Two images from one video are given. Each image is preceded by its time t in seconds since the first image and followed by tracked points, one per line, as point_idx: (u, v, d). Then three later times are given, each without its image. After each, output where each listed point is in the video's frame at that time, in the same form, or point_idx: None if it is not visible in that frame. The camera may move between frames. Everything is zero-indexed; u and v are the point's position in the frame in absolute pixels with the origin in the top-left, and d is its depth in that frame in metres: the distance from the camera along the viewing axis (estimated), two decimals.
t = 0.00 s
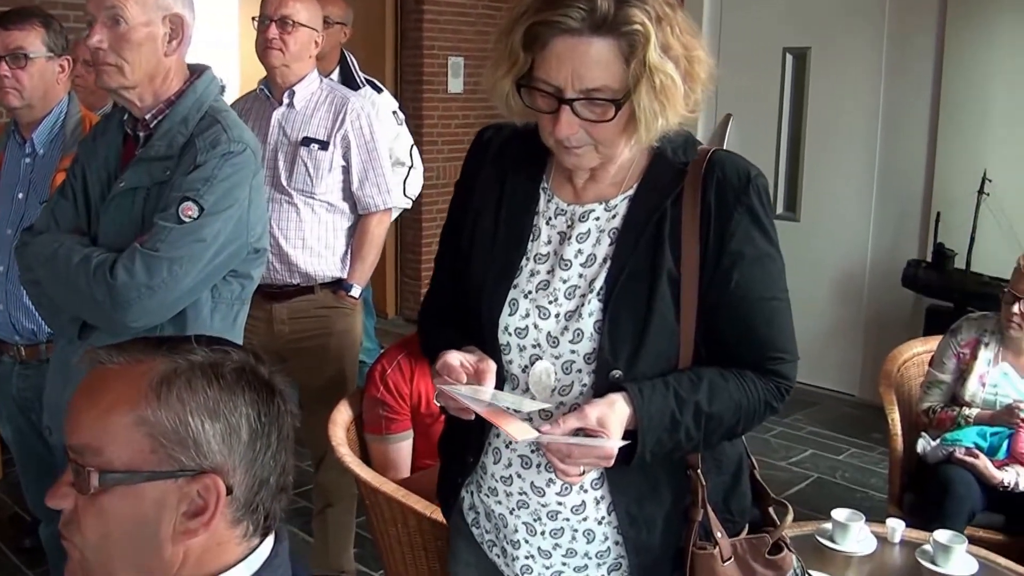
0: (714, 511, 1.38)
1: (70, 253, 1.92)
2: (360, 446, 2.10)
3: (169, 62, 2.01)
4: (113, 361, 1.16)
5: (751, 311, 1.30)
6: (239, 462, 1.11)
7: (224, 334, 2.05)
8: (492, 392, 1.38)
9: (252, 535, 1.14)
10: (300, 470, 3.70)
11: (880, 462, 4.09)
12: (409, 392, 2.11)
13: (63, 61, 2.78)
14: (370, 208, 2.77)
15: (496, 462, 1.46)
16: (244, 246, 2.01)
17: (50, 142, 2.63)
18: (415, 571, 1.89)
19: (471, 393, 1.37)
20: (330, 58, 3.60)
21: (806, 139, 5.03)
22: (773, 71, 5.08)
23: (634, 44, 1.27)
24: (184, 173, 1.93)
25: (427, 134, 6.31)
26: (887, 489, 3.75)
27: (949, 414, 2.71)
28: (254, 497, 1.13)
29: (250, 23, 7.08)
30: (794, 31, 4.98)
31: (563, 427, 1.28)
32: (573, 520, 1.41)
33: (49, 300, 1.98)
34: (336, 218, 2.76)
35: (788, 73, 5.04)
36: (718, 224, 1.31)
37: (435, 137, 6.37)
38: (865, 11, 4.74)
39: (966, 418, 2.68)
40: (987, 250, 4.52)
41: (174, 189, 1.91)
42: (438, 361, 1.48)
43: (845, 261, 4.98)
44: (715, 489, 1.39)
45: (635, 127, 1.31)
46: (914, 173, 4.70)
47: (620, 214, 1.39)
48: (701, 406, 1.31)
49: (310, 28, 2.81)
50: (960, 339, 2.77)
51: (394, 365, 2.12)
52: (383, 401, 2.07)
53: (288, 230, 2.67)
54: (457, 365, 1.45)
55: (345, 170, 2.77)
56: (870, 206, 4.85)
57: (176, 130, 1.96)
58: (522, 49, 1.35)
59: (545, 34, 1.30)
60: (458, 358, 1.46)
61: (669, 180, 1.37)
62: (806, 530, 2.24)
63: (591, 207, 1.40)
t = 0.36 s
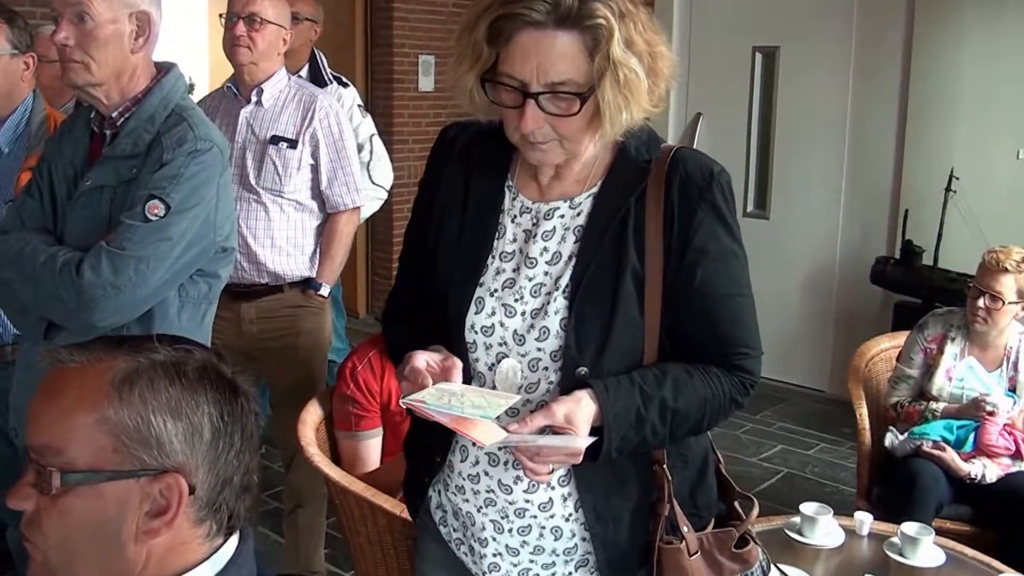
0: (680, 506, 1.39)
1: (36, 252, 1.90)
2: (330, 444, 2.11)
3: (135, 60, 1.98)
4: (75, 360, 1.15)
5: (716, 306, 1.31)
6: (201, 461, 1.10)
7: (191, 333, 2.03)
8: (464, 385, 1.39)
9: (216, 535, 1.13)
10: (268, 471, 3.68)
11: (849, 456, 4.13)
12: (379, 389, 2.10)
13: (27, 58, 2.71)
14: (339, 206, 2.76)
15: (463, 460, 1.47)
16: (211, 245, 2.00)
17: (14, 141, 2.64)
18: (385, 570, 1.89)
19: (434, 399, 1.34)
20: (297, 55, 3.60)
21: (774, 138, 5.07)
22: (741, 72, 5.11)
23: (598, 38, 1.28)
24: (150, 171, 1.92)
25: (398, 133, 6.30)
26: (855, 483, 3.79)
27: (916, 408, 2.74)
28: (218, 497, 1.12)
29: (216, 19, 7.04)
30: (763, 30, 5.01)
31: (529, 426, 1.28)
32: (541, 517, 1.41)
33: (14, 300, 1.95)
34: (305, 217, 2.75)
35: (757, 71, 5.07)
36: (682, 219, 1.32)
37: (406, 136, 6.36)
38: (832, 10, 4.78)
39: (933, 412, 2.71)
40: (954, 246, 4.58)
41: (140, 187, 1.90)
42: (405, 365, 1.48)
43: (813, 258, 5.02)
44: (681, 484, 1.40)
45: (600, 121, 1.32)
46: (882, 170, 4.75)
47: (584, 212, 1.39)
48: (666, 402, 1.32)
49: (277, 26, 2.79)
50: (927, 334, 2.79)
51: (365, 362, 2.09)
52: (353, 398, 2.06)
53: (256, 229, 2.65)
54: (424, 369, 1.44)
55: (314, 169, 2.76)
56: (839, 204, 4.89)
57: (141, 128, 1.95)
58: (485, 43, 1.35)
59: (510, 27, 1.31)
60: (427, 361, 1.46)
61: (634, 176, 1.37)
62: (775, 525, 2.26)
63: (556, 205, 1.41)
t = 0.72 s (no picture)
0: (646, 501, 1.40)
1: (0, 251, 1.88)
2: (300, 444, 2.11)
3: (101, 58, 1.96)
4: (36, 360, 1.13)
5: (681, 302, 1.32)
6: (164, 461, 1.10)
7: (158, 333, 2.02)
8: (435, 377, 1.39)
9: (178, 535, 1.13)
10: (236, 470, 3.67)
11: (818, 451, 4.16)
12: (348, 389, 2.11)
13: None
14: (308, 205, 2.75)
15: (430, 458, 1.47)
16: (176, 244, 1.99)
17: None
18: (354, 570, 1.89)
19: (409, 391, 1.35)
20: (265, 53, 3.59)
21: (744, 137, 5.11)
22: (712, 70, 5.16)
23: (564, 31, 1.29)
24: (116, 169, 1.91)
25: (369, 131, 6.28)
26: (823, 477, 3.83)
27: (884, 402, 2.78)
28: (179, 497, 1.12)
29: (184, 17, 6.99)
30: (733, 29, 5.05)
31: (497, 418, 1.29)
32: (508, 514, 1.41)
33: None
34: (273, 216, 2.74)
35: (726, 70, 5.12)
36: (646, 215, 1.33)
37: (377, 134, 6.35)
38: (800, 9, 4.83)
39: (901, 406, 2.75)
40: (921, 243, 4.59)
41: (106, 186, 1.89)
42: (374, 363, 1.47)
43: (781, 253, 5.07)
44: (647, 479, 1.41)
45: (566, 115, 1.33)
46: (851, 167, 4.79)
47: (550, 209, 1.40)
48: (632, 397, 1.32)
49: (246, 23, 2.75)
50: (894, 329, 2.83)
51: (334, 362, 2.11)
52: (321, 397, 2.07)
53: (226, 229, 2.64)
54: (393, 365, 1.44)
55: (283, 168, 2.75)
56: (807, 201, 4.94)
57: (107, 127, 1.94)
58: (452, 37, 1.35)
59: (477, 19, 1.31)
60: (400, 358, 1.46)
61: (599, 173, 1.38)
62: (743, 519, 2.28)
63: (522, 203, 1.42)
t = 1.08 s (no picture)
0: (614, 496, 1.41)
1: None
2: (268, 444, 2.10)
3: (67, 55, 1.93)
4: None
5: (648, 298, 1.33)
6: (126, 461, 1.09)
7: (124, 332, 2.01)
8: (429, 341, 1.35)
9: (143, 535, 1.13)
10: (207, 471, 3.66)
11: (786, 446, 4.20)
12: (316, 389, 2.10)
13: None
14: (277, 204, 2.76)
15: (399, 457, 1.46)
16: (142, 243, 1.98)
17: None
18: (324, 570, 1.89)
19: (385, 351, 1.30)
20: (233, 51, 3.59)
21: (711, 135, 5.17)
22: (679, 69, 5.19)
23: (529, 29, 1.30)
24: (82, 167, 1.89)
25: (338, 130, 6.27)
26: (790, 472, 3.88)
27: (851, 397, 2.82)
28: (143, 497, 1.12)
29: (150, 15, 6.93)
30: (699, 28, 5.11)
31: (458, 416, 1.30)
32: (477, 512, 1.41)
33: None
34: (241, 214, 2.73)
35: (693, 68, 5.17)
36: (613, 211, 1.34)
37: (346, 133, 6.33)
38: (766, 8, 4.89)
39: (867, 402, 2.79)
40: (886, 240, 4.58)
41: (71, 184, 1.87)
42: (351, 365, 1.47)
43: (749, 249, 5.13)
44: (615, 475, 1.42)
45: (534, 112, 1.33)
46: (816, 164, 4.85)
47: (518, 206, 1.40)
48: (602, 395, 1.33)
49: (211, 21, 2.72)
50: (861, 325, 2.87)
51: (301, 363, 2.10)
52: (290, 398, 2.07)
53: (193, 227, 2.63)
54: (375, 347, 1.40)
55: (251, 166, 2.74)
56: (774, 198, 5.00)
57: (72, 125, 1.92)
58: (417, 40, 1.35)
59: (442, 23, 1.31)
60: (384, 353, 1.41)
61: (566, 168, 1.39)
62: (711, 515, 2.30)
63: (490, 199, 1.42)
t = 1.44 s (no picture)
0: (583, 492, 1.42)
1: None
2: (235, 444, 2.10)
3: (31, 53, 1.89)
4: None
5: (616, 294, 1.35)
6: (90, 462, 1.08)
7: (89, 332, 1.99)
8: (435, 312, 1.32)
9: (107, 536, 1.12)
10: (174, 471, 3.63)
11: (754, 442, 4.24)
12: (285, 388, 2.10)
13: None
14: (244, 203, 2.75)
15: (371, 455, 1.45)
16: (108, 241, 1.96)
17: None
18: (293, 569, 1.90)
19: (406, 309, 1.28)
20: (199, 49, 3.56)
21: (678, 134, 5.22)
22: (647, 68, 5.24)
23: (496, 28, 1.30)
24: (46, 166, 1.87)
25: (307, 128, 6.23)
26: (757, 467, 3.92)
27: (818, 393, 2.86)
28: (106, 498, 1.11)
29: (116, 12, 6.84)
30: (667, 26, 5.14)
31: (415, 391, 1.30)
32: (448, 509, 1.42)
33: None
34: (208, 213, 2.71)
35: (661, 66, 5.21)
36: (582, 208, 1.35)
37: (315, 132, 6.30)
38: (734, 8, 4.92)
39: (834, 397, 2.82)
40: (852, 237, 4.63)
41: (35, 183, 1.85)
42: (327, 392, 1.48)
43: (716, 246, 5.17)
44: (584, 471, 1.43)
45: (502, 110, 1.34)
46: (782, 162, 4.90)
47: (487, 202, 1.41)
48: (565, 394, 1.33)
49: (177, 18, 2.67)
50: (827, 322, 2.90)
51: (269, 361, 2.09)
52: (258, 398, 2.06)
53: (160, 226, 2.61)
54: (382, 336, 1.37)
55: (217, 165, 2.72)
56: (741, 196, 5.04)
57: (37, 122, 1.89)
58: (385, 39, 1.35)
59: (409, 23, 1.31)
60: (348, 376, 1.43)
61: (536, 165, 1.40)
62: (679, 511, 2.32)
63: (459, 196, 1.42)
